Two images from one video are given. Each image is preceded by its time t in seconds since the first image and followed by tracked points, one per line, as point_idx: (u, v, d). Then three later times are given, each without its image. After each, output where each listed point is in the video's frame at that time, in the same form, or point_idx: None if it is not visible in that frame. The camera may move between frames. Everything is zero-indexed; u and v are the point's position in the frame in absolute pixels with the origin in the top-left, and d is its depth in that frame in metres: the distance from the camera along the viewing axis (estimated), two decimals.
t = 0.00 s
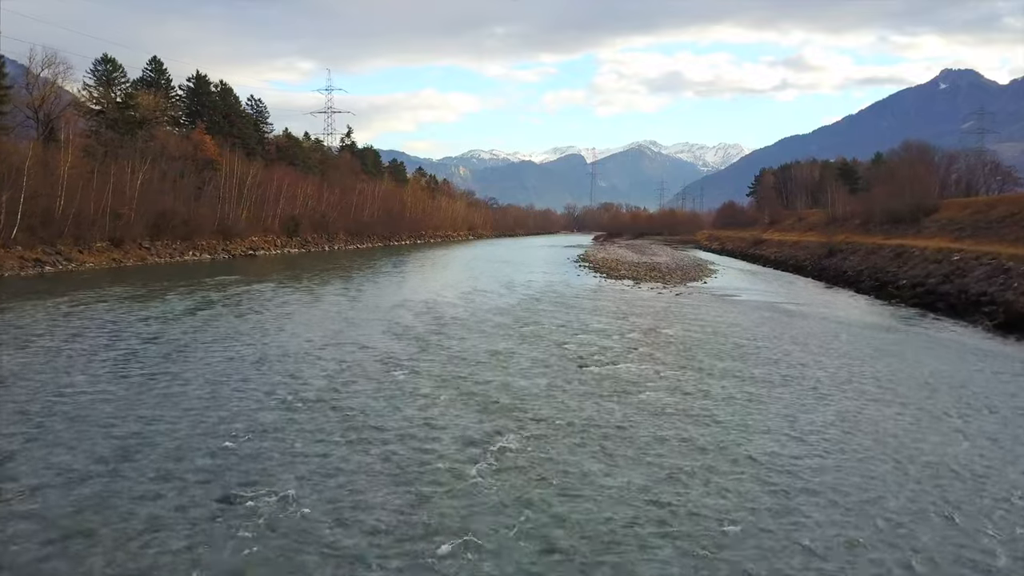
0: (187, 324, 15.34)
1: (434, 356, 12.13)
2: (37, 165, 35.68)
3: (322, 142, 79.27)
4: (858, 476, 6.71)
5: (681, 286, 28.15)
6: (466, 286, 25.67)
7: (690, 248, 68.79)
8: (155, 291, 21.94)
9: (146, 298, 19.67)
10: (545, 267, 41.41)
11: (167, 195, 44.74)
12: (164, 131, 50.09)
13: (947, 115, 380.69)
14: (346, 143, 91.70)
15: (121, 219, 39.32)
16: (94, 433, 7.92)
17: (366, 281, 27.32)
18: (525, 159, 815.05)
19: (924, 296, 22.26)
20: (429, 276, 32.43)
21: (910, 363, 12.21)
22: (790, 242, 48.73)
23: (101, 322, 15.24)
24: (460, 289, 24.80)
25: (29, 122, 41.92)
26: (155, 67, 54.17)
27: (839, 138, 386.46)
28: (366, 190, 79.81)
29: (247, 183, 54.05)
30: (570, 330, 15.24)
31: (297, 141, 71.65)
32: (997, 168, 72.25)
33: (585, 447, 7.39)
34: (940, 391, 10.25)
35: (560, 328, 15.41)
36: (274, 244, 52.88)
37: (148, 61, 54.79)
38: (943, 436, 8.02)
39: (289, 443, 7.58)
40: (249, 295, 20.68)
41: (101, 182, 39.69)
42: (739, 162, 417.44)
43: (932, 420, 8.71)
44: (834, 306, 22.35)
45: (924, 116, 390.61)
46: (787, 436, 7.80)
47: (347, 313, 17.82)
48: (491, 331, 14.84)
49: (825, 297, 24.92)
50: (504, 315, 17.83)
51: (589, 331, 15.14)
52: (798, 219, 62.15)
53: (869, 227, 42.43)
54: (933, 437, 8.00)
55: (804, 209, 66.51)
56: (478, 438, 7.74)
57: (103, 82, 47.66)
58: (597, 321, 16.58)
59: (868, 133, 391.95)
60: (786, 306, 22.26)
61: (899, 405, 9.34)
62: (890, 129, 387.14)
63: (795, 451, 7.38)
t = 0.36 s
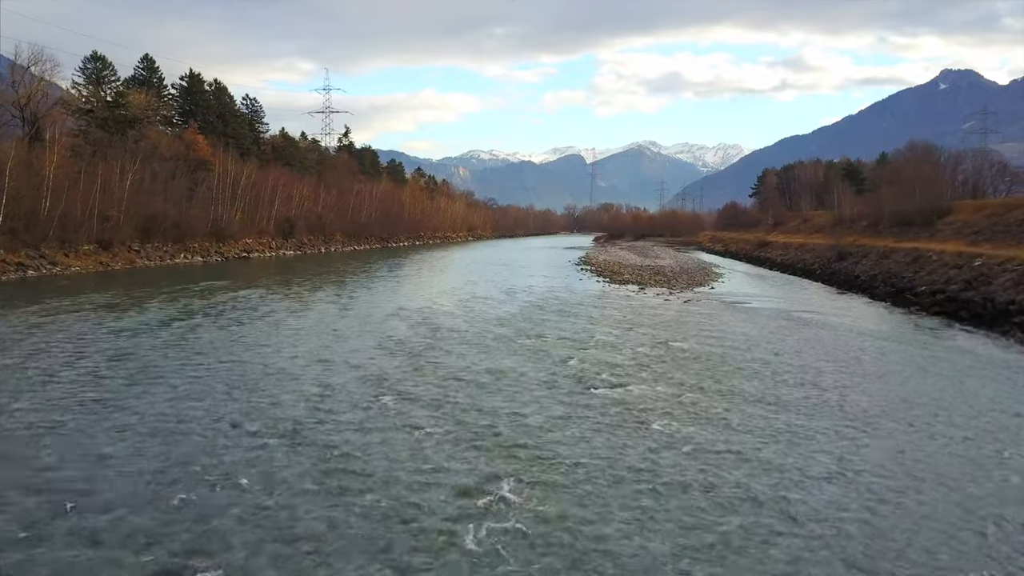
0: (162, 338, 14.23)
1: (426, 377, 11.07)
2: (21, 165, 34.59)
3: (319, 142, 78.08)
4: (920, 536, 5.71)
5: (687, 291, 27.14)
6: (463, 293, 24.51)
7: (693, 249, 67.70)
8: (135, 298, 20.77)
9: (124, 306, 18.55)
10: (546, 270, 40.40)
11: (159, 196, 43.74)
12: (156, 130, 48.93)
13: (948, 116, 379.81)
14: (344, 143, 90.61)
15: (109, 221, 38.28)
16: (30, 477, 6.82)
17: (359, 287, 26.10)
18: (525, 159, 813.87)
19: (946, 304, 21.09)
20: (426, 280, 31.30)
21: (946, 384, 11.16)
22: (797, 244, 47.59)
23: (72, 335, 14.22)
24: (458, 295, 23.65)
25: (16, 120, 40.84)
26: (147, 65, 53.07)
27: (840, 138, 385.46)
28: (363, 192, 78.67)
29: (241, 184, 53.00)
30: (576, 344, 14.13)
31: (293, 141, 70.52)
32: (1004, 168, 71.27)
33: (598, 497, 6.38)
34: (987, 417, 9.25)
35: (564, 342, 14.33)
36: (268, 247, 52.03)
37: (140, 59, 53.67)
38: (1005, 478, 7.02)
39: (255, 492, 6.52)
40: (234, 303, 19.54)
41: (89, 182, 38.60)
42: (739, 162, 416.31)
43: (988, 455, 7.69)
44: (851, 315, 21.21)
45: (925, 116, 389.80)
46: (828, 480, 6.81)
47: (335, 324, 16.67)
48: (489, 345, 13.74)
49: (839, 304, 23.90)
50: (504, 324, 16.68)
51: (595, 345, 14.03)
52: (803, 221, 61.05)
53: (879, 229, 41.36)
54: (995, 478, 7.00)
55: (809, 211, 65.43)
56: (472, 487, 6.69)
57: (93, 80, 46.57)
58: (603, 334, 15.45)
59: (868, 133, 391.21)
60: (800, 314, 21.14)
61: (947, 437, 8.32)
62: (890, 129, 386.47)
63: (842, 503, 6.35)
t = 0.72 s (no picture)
0: (136, 352, 13.22)
1: (418, 401, 10.04)
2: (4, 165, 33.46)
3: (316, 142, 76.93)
4: None
5: (694, 297, 26.08)
6: (461, 299, 23.46)
7: (696, 251, 66.62)
8: (116, 305, 19.74)
9: (101, 315, 17.51)
10: (547, 273, 39.35)
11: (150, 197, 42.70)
12: (148, 130, 47.83)
13: (949, 116, 378.89)
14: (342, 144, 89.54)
15: (97, 223, 37.21)
16: None
17: (353, 292, 25.08)
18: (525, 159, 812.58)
19: (970, 313, 19.99)
20: (424, 284, 30.25)
21: (992, 410, 10.13)
22: (804, 247, 46.45)
23: (36, 350, 13.13)
24: (455, 302, 22.63)
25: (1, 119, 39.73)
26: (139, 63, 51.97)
27: (840, 139, 384.47)
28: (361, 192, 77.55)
29: (235, 184, 51.93)
30: (581, 360, 13.10)
31: (289, 141, 69.43)
32: (1012, 169, 70.21)
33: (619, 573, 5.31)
34: None
35: (569, 358, 13.30)
36: (263, 249, 51.04)
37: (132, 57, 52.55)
38: None
39: (209, 561, 5.44)
40: (219, 311, 18.52)
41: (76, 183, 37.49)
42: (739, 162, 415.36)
43: None
44: (869, 324, 20.17)
45: (926, 117, 388.88)
46: (892, 547, 5.75)
47: (324, 336, 15.62)
48: (487, 363, 12.71)
49: (855, 312, 22.84)
50: (504, 336, 15.64)
51: (601, 361, 12.99)
52: (808, 222, 59.93)
53: (889, 232, 40.27)
54: None
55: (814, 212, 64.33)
56: (467, 553, 5.62)
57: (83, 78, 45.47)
58: (611, 347, 14.42)
59: (869, 133, 390.31)
60: (816, 323, 20.09)
61: (1015, 484, 7.25)
62: (891, 129, 385.58)
63: None
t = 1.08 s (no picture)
0: (104, 371, 12.19)
1: (408, 433, 8.99)
2: None
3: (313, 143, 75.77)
4: None
5: (703, 304, 25.01)
6: (460, 306, 22.40)
7: (699, 254, 65.56)
8: (93, 314, 18.69)
9: (75, 326, 16.44)
10: (548, 277, 38.30)
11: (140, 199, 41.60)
12: (140, 129, 46.73)
13: (950, 116, 377.94)
14: (340, 144, 88.48)
15: (84, 225, 36.10)
16: None
17: (346, 298, 23.98)
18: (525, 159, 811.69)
19: (998, 323, 18.87)
20: (422, 289, 29.16)
21: None
22: (812, 249, 45.32)
23: None
24: (454, 309, 21.54)
25: None
26: (131, 62, 50.85)
27: (841, 139, 383.41)
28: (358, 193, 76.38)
29: (229, 186, 50.82)
30: (588, 380, 12.04)
31: (286, 141, 68.33)
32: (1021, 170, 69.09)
33: None
34: None
35: (575, 377, 12.22)
36: (258, 251, 50.03)
37: (124, 55, 51.41)
38: None
39: None
40: (202, 321, 17.44)
41: (62, 185, 36.38)
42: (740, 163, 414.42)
43: None
44: (890, 334, 19.09)
45: (927, 117, 387.88)
46: None
47: (311, 350, 14.54)
48: (487, 383, 11.64)
49: (874, 320, 21.73)
50: (504, 350, 14.58)
51: (610, 381, 11.88)
52: (814, 224, 58.84)
53: (900, 234, 39.15)
54: None
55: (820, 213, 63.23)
56: None
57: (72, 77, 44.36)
58: (619, 364, 13.33)
59: (870, 133, 389.51)
60: (834, 334, 19.00)
61: None
62: (892, 129, 384.79)
63: None
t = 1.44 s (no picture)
0: (66, 393, 11.16)
1: (394, 473, 7.92)
2: None
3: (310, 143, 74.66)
4: None
5: (711, 312, 24.01)
6: (457, 315, 21.34)
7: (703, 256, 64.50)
8: (67, 325, 17.64)
9: (46, 338, 15.45)
10: (550, 281, 37.29)
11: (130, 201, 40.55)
12: (131, 129, 45.62)
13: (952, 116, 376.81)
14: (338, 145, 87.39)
15: (70, 228, 35.04)
16: None
17: (339, 306, 22.93)
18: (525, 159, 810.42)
19: None
20: (418, 296, 28.10)
21: None
22: (819, 253, 44.22)
23: None
24: (450, 319, 20.46)
25: None
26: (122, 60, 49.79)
27: (842, 139, 382.16)
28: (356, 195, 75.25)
29: (223, 187, 49.75)
30: (596, 404, 10.97)
31: (282, 142, 67.22)
32: None
33: None
34: None
35: (581, 400, 11.15)
36: (252, 254, 49.04)
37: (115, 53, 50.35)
38: None
39: None
40: (181, 333, 16.39)
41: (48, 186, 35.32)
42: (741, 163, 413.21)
43: None
44: (913, 344, 18.04)
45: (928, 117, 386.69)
46: None
47: (295, 367, 13.48)
48: (484, 409, 10.57)
49: (892, 329, 20.68)
50: (504, 367, 13.51)
51: (619, 406, 10.81)
52: (820, 226, 57.73)
53: (913, 237, 38.00)
54: None
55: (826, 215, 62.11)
56: None
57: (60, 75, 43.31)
58: (629, 384, 12.25)
59: (871, 133, 387.29)
60: (853, 345, 17.95)
61: None
62: (892, 130, 383.82)
63: None
